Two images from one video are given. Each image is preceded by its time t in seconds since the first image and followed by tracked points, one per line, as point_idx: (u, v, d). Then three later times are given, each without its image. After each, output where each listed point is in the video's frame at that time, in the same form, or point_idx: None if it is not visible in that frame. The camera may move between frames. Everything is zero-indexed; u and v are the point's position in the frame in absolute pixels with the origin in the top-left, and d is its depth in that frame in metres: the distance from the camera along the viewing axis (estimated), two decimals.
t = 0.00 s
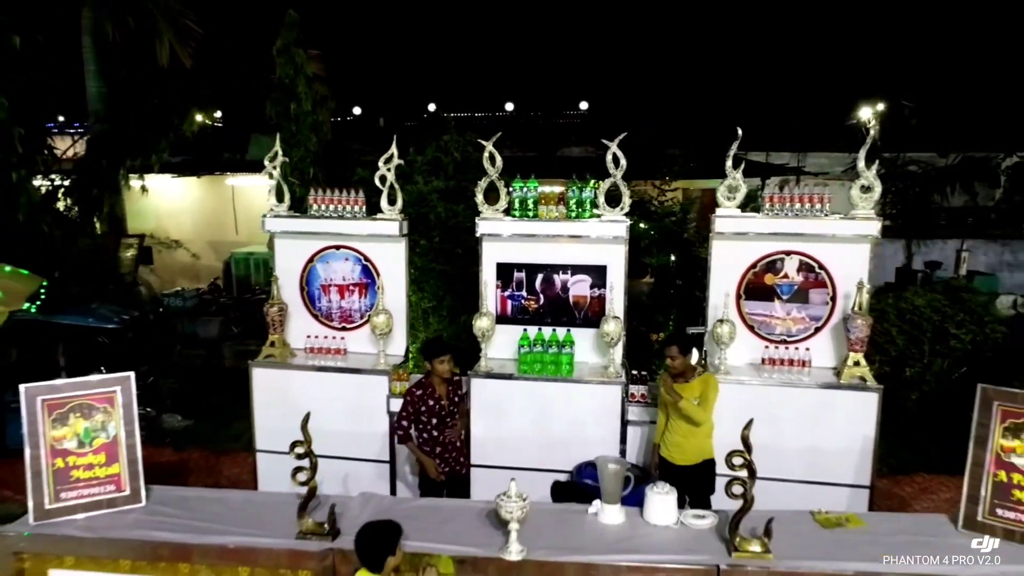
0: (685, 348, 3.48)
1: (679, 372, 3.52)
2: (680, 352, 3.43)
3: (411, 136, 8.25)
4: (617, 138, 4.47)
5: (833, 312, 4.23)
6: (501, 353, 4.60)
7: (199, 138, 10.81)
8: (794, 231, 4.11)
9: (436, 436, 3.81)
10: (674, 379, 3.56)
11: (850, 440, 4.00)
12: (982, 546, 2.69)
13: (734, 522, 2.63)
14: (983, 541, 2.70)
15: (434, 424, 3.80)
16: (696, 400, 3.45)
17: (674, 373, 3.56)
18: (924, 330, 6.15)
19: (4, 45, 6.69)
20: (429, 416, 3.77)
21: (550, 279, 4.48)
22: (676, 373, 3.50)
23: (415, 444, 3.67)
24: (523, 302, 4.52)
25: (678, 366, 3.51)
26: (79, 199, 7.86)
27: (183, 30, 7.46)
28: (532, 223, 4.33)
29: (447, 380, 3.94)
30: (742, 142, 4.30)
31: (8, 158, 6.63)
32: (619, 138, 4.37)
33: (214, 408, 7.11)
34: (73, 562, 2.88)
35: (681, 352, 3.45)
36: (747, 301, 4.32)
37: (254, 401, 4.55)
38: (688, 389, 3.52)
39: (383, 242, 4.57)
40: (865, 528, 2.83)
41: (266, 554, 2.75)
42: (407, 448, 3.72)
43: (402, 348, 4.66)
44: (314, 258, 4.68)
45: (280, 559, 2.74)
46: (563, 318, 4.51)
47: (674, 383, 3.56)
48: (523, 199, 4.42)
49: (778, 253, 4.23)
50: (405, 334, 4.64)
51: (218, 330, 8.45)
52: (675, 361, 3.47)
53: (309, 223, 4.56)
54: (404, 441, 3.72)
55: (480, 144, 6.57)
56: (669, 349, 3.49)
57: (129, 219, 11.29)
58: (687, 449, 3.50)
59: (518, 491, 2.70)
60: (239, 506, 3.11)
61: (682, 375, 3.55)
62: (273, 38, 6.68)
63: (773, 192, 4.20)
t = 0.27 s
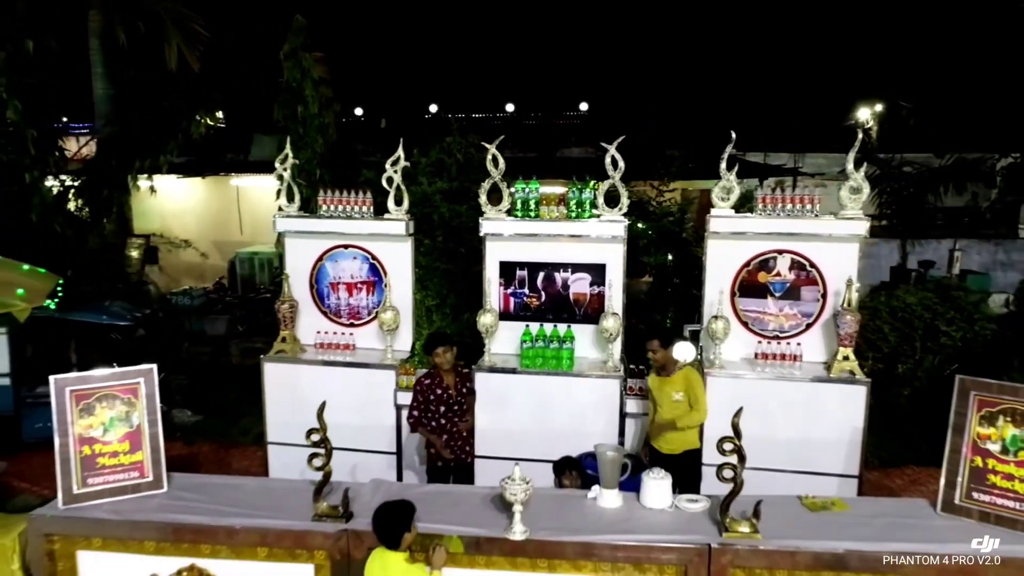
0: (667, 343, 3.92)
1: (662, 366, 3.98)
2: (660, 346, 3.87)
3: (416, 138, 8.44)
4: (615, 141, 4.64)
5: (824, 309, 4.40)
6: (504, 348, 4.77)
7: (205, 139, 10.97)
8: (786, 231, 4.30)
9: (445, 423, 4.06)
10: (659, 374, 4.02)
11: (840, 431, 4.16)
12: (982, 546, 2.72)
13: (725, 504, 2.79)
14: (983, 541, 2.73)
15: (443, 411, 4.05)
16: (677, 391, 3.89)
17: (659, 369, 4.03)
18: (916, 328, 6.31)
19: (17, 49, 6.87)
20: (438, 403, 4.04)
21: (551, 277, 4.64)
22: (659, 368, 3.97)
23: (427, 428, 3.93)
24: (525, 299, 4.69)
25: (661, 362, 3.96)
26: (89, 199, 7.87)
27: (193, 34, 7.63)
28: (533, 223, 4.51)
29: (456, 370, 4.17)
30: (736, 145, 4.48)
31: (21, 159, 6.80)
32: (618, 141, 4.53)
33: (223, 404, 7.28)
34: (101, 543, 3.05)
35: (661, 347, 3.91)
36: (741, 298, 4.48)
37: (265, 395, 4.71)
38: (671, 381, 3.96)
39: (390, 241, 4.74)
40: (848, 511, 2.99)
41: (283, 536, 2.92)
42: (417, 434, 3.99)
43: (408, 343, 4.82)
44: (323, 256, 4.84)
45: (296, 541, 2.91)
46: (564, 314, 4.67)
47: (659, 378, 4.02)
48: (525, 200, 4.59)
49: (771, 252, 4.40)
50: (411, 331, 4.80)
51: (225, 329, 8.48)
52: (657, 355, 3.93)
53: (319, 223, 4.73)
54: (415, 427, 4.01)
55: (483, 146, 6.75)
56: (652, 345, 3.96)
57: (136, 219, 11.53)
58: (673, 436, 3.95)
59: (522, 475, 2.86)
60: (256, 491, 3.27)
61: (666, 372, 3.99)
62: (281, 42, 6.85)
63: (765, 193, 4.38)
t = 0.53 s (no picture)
0: (652, 340, 3.98)
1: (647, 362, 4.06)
2: (643, 344, 3.95)
3: (419, 139, 8.60)
4: (614, 143, 4.78)
5: (816, 306, 4.54)
6: (506, 344, 4.91)
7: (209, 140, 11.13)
8: (780, 231, 4.45)
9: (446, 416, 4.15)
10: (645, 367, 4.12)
11: (831, 423, 4.31)
12: (981, 545, 2.77)
13: (718, 491, 2.95)
14: (982, 540, 2.77)
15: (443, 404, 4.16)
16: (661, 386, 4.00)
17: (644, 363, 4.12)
18: (908, 325, 6.48)
19: (28, 53, 7.02)
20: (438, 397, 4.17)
21: (552, 276, 4.79)
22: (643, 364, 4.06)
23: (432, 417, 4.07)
24: (527, 297, 4.83)
25: (646, 357, 4.04)
26: (96, 199, 7.97)
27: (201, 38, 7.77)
28: (535, 223, 4.66)
29: (459, 364, 4.26)
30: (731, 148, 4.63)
31: (32, 161, 6.95)
32: (617, 144, 4.68)
33: (230, 400, 7.45)
34: (123, 529, 3.20)
35: (646, 345, 3.97)
36: (736, 296, 4.63)
37: (274, 390, 4.85)
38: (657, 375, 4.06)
39: (396, 241, 4.88)
40: (836, 498, 3.12)
41: (297, 521, 3.07)
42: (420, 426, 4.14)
43: (414, 340, 4.96)
44: (330, 256, 4.98)
45: (309, 525, 3.06)
46: (565, 312, 4.82)
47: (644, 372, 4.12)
48: (527, 201, 4.74)
49: (765, 251, 4.54)
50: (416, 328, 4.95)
51: (231, 326, 8.77)
52: (642, 352, 4.00)
53: (327, 223, 4.87)
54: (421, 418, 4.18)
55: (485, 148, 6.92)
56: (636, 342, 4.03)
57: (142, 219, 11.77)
58: (661, 427, 4.08)
59: (525, 463, 3.01)
60: (269, 479, 3.42)
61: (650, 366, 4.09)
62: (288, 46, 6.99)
63: (760, 194, 4.53)
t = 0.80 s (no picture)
0: (637, 336, 4.19)
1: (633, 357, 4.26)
2: (630, 339, 4.16)
3: (423, 141, 8.79)
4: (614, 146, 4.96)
5: (809, 303, 4.72)
6: (510, 340, 5.08)
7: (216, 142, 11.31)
8: (774, 231, 4.62)
9: (444, 412, 4.34)
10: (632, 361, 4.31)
11: (823, 416, 4.49)
12: (982, 545, 2.95)
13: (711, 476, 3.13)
14: (983, 541, 2.95)
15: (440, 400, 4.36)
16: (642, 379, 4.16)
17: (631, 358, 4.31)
18: (900, 323, 6.65)
19: (42, 57, 7.21)
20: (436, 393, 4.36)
21: (554, 274, 4.96)
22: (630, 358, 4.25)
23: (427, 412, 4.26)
24: (530, 295, 5.00)
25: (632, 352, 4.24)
26: (108, 201, 8.19)
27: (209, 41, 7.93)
28: (538, 223, 4.83)
29: (457, 361, 4.42)
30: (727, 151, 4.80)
31: (46, 162, 7.13)
32: (616, 147, 4.85)
33: (239, 396, 7.61)
34: (148, 514, 3.38)
35: (632, 340, 4.17)
36: (732, 294, 4.80)
37: (286, 384, 5.03)
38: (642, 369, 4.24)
39: (403, 241, 5.05)
40: (824, 484, 3.30)
41: (314, 505, 3.25)
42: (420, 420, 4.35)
43: (420, 336, 5.13)
44: (340, 255, 5.15)
45: (325, 509, 3.24)
46: (566, 309, 4.98)
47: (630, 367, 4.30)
48: (530, 202, 4.92)
49: (759, 250, 4.72)
50: (423, 324, 5.12)
51: (239, 324, 8.88)
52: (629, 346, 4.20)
53: (337, 223, 5.04)
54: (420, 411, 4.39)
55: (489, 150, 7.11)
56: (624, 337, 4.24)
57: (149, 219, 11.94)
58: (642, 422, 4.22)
59: (529, 449, 3.20)
60: (286, 467, 3.60)
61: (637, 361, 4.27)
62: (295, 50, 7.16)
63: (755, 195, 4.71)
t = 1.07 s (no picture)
0: (621, 329, 4.27)
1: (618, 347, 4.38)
2: (612, 331, 4.24)
3: (428, 141, 8.97)
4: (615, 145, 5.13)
5: (802, 297, 4.89)
6: (513, 333, 5.26)
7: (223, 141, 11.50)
8: (768, 227, 4.80)
9: (450, 403, 4.51)
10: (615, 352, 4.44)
11: (815, 405, 4.68)
12: (982, 545, 3.17)
13: (706, 457, 3.31)
14: (983, 541, 3.16)
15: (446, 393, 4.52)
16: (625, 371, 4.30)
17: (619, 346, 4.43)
18: (893, 318, 6.82)
19: (57, 59, 7.39)
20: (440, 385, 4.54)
21: (557, 269, 5.13)
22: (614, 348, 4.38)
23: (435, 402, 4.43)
24: (533, 289, 5.18)
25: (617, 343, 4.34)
26: (118, 199, 8.33)
27: (217, 43, 8.09)
28: (541, 220, 5.00)
29: (459, 353, 4.63)
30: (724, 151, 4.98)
31: (60, 162, 7.31)
32: (616, 146, 5.02)
33: (247, 390, 7.79)
34: (171, 493, 3.56)
35: (616, 333, 4.28)
36: (728, 288, 4.97)
37: (298, 375, 5.20)
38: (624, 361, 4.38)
39: (410, 237, 5.23)
40: (814, 465, 3.48)
41: (330, 485, 3.43)
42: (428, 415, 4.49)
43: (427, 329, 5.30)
44: (349, 251, 5.32)
45: (340, 488, 3.43)
46: (568, 303, 5.15)
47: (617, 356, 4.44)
48: (534, 200, 5.09)
49: (754, 246, 4.90)
50: (429, 318, 5.29)
51: (245, 321, 9.19)
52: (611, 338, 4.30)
53: (346, 220, 5.22)
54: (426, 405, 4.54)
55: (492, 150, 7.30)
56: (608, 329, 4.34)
57: (156, 216, 12.13)
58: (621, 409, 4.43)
59: (535, 431, 3.38)
60: (301, 450, 3.78)
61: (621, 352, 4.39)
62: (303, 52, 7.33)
63: (750, 193, 4.88)
